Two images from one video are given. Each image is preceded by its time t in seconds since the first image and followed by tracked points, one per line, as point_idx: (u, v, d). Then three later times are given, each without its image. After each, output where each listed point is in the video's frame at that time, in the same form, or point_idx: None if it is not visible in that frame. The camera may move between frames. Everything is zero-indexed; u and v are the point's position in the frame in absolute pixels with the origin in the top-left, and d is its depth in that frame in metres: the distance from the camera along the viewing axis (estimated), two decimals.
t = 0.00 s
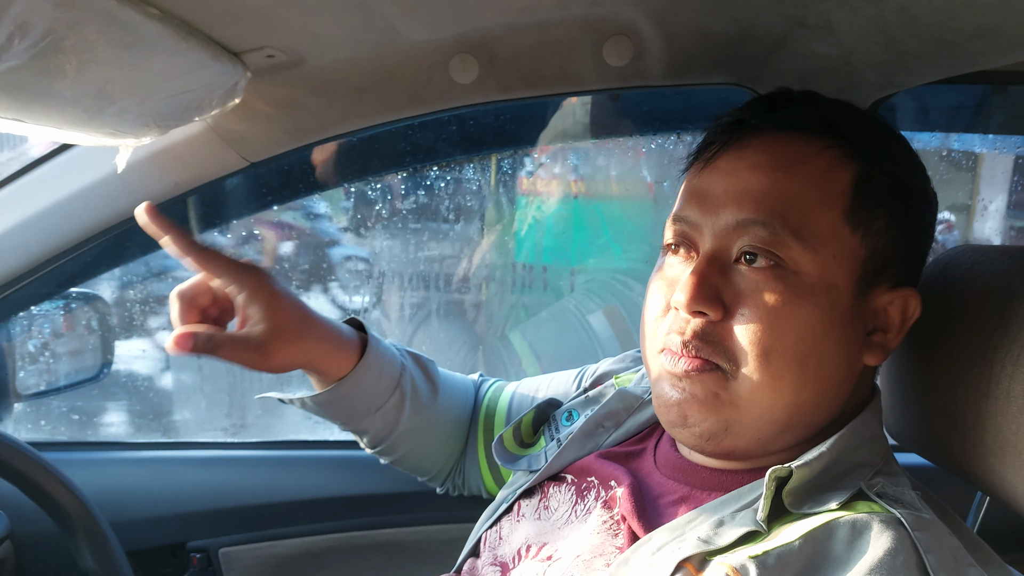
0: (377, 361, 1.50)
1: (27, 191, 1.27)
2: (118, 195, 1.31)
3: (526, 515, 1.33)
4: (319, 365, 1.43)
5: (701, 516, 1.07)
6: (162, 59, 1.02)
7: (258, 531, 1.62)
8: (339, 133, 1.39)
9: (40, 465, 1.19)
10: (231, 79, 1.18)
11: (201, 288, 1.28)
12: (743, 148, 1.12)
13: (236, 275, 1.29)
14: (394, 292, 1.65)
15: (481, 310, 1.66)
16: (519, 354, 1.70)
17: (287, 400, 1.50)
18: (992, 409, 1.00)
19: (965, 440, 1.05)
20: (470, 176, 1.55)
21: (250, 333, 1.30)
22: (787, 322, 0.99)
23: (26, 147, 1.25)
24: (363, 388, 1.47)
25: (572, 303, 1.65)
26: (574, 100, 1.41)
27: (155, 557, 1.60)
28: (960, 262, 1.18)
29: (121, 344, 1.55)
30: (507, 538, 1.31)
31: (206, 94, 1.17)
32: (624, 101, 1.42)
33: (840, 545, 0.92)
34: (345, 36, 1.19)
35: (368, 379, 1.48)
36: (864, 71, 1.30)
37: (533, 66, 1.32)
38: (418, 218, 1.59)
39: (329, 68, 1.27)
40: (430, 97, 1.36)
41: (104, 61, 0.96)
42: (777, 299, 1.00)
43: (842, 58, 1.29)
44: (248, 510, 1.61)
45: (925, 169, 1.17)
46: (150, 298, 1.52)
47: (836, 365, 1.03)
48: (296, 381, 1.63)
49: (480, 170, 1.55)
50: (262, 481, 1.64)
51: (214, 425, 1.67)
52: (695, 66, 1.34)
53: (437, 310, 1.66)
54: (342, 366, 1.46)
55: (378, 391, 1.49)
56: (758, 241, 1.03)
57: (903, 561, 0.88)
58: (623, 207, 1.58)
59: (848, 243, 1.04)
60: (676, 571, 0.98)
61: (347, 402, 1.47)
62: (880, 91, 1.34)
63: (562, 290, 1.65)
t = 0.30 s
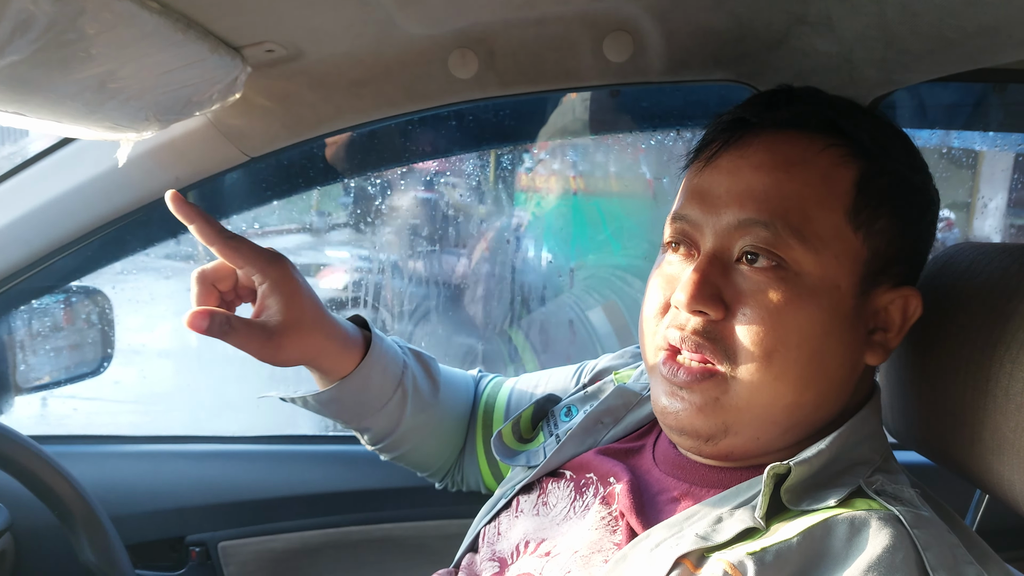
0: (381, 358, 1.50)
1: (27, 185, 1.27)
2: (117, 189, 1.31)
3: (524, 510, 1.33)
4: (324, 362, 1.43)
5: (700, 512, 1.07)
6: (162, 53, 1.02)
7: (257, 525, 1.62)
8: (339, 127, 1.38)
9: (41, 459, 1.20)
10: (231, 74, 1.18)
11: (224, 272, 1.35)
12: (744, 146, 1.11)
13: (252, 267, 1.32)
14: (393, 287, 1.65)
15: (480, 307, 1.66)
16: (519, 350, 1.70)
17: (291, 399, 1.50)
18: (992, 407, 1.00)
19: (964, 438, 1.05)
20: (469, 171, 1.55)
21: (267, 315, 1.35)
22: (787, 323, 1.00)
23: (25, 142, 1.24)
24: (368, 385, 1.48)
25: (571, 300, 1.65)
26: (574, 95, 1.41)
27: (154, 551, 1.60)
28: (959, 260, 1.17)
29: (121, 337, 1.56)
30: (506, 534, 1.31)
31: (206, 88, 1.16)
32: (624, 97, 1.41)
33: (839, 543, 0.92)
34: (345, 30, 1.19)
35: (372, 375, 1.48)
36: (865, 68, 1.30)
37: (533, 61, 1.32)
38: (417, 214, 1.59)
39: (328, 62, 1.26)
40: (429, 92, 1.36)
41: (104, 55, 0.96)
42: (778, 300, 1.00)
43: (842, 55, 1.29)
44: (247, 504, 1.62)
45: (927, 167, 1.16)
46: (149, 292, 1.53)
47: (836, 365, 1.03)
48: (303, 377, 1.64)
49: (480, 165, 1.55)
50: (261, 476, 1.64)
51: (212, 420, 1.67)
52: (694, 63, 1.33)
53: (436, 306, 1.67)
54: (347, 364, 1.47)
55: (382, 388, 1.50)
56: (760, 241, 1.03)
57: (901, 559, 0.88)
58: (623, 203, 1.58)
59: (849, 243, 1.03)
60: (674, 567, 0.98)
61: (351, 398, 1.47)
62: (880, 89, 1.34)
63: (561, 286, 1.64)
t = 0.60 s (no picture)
0: (383, 353, 1.50)
1: (28, 177, 1.27)
2: (118, 182, 1.30)
3: (524, 506, 1.34)
4: (326, 353, 1.43)
5: (700, 509, 1.07)
6: (165, 45, 1.02)
7: (257, 519, 1.62)
8: (341, 122, 1.38)
9: (40, 451, 1.20)
10: (234, 67, 1.18)
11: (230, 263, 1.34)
12: (749, 143, 1.12)
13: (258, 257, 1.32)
14: (393, 283, 1.65)
15: (481, 303, 1.66)
16: (519, 346, 1.70)
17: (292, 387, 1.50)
18: (993, 405, 1.00)
19: (965, 436, 1.05)
20: (471, 168, 1.56)
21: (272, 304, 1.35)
22: (789, 320, 1.00)
23: (27, 134, 1.26)
24: (369, 379, 1.48)
25: (571, 297, 1.65)
26: (575, 94, 1.41)
27: (155, 543, 1.61)
28: (961, 259, 1.17)
29: (122, 332, 1.56)
30: (505, 530, 1.32)
31: (209, 82, 1.16)
32: (626, 94, 1.41)
33: (838, 539, 0.92)
34: (348, 23, 1.19)
35: (374, 369, 1.48)
36: (868, 65, 1.30)
37: (535, 57, 1.31)
38: (419, 209, 1.59)
39: (330, 56, 1.26)
40: (432, 87, 1.36)
41: (107, 47, 0.95)
42: (779, 298, 1.00)
43: (845, 52, 1.28)
44: (247, 498, 1.62)
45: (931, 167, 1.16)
46: (150, 287, 1.53)
47: (836, 363, 1.03)
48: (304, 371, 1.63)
49: (482, 162, 1.55)
50: (260, 471, 1.64)
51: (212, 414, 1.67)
52: (697, 59, 1.33)
53: (437, 301, 1.67)
54: (349, 357, 1.46)
55: (384, 381, 1.50)
56: (762, 238, 1.03)
57: (900, 556, 0.88)
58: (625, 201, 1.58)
59: (852, 241, 1.03)
60: (674, 563, 0.98)
61: (352, 392, 1.47)
62: (883, 87, 1.34)
63: (562, 283, 1.64)
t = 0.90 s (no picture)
0: (420, 373, 1.52)
1: (20, 179, 1.27)
2: (112, 185, 1.30)
3: (520, 508, 1.34)
4: (371, 381, 1.46)
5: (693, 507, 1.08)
6: (155, 47, 1.01)
7: (255, 520, 1.63)
8: (335, 123, 1.38)
9: (35, 453, 1.20)
10: (225, 68, 1.17)
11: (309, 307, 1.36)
12: (712, 149, 1.11)
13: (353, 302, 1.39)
14: (389, 282, 1.64)
15: (477, 301, 1.66)
16: (516, 343, 1.70)
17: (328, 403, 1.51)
18: (990, 404, 1.00)
19: (959, 431, 1.06)
20: (466, 166, 1.55)
21: (355, 345, 1.43)
22: (765, 326, 1.00)
23: (20, 137, 1.23)
24: (408, 400, 1.50)
25: (567, 294, 1.66)
26: (571, 90, 1.40)
27: (153, 544, 1.62)
28: (953, 254, 1.18)
29: (118, 333, 1.56)
30: (501, 531, 1.32)
31: (200, 82, 1.16)
32: (620, 92, 1.41)
33: (831, 538, 0.93)
34: (339, 23, 1.18)
35: (412, 389, 1.50)
36: (861, 62, 1.30)
37: (528, 55, 1.31)
38: (414, 208, 1.58)
39: (323, 56, 1.26)
40: (425, 86, 1.35)
41: (96, 48, 0.95)
42: (753, 303, 1.00)
43: (838, 49, 1.28)
44: (246, 499, 1.62)
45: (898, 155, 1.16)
46: (144, 288, 1.54)
47: (815, 363, 1.04)
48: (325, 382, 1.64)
49: (476, 160, 1.54)
50: (259, 472, 1.65)
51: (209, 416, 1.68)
52: (689, 57, 1.33)
53: (433, 299, 1.67)
54: (390, 382, 1.48)
55: (419, 400, 1.51)
56: (732, 246, 1.03)
57: (893, 553, 0.88)
58: (620, 197, 1.58)
59: (823, 242, 1.03)
60: (666, 563, 0.99)
61: (389, 412, 1.48)
62: (876, 83, 1.34)
63: (557, 280, 1.65)
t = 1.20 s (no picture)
0: (418, 359, 1.51)
1: (33, 174, 1.28)
2: (124, 180, 1.31)
3: (525, 500, 1.34)
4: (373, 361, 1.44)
5: (699, 503, 1.07)
6: (167, 42, 1.02)
7: (261, 512, 1.64)
8: (343, 118, 1.39)
9: (47, 443, 1.21)
10: (236, 63, 1.18)
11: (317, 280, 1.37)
12: (745, 140, 1.11)
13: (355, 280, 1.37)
14: (396, 277, 1.65)
15: (483, 297, 1.67)
16: (522, 340, 1.71)
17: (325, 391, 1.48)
18: (995, 402, 1.00)
19: (965, 430, 1.05)
20: (472, 162, 1.55)
21: (354, 324, 1.41)
22: (790, 320, 0.99)
23: (35, 130, 1.26)
24: (406, 384, 1.48)
25: (573, 291, 1.66)
26: (578, 87, 1.40)
27: (161, 535, 1.64)
28: (962, 252, 1.17)
29: (128, 326, 1.58)
30: (506, 524, 1.32)
31: (211, 77, 1.17)
32: (628, 89, 1.40)
33: (837, 534, 0.93)
34: (349, 19, 1.19)
35: (411, 372, 1.48)
36: (871, 58, 1.29)
37: (537, 51, 1.31)
38: (420, 204, 1.59)
39: (332, 51, 1.26)
40: (433, 82, 1.36)
41: (108, 43, 0.96)
42: (779, 298, 1.00)
43: (848, 45, 1.28)
44: (252, 491, 1.63)
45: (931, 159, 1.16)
46: (155, 282, 1.55)
47: (838, 361, 1.03)
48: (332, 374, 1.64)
49: (483, 156, 1.54)
50: (265, 464, 1.66)
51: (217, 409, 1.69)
52: (698, 53, 1.33)
53: (440, 295, 1.67)
54: (389, 365, 1.46)
55: (416, 387, 1.50)
56: (761, 238, 1.03)
57: (899, 551, 0.88)
58: (627, 194, 1.58)
59: (851, 239, 1.03)
60: (671, 557, 0.99)
61: (388, 396, 1.47)
62: (886, 80, 1.33)
63: (563, 277, 1.65)
